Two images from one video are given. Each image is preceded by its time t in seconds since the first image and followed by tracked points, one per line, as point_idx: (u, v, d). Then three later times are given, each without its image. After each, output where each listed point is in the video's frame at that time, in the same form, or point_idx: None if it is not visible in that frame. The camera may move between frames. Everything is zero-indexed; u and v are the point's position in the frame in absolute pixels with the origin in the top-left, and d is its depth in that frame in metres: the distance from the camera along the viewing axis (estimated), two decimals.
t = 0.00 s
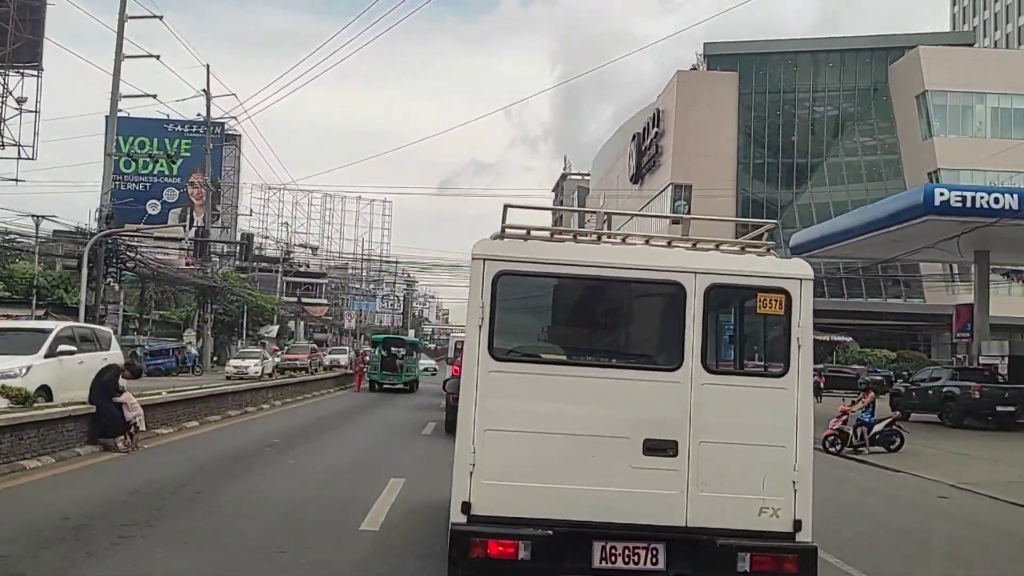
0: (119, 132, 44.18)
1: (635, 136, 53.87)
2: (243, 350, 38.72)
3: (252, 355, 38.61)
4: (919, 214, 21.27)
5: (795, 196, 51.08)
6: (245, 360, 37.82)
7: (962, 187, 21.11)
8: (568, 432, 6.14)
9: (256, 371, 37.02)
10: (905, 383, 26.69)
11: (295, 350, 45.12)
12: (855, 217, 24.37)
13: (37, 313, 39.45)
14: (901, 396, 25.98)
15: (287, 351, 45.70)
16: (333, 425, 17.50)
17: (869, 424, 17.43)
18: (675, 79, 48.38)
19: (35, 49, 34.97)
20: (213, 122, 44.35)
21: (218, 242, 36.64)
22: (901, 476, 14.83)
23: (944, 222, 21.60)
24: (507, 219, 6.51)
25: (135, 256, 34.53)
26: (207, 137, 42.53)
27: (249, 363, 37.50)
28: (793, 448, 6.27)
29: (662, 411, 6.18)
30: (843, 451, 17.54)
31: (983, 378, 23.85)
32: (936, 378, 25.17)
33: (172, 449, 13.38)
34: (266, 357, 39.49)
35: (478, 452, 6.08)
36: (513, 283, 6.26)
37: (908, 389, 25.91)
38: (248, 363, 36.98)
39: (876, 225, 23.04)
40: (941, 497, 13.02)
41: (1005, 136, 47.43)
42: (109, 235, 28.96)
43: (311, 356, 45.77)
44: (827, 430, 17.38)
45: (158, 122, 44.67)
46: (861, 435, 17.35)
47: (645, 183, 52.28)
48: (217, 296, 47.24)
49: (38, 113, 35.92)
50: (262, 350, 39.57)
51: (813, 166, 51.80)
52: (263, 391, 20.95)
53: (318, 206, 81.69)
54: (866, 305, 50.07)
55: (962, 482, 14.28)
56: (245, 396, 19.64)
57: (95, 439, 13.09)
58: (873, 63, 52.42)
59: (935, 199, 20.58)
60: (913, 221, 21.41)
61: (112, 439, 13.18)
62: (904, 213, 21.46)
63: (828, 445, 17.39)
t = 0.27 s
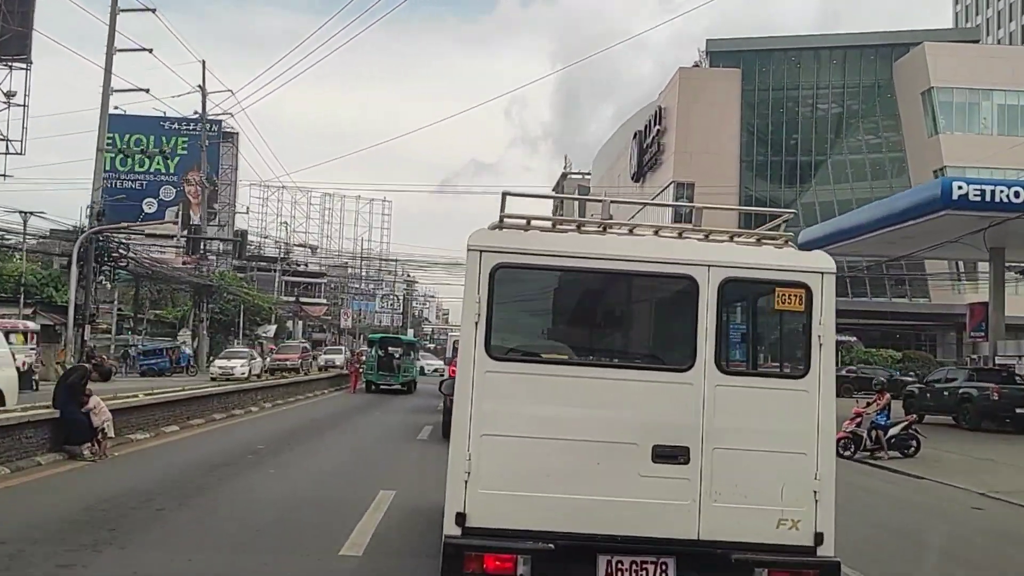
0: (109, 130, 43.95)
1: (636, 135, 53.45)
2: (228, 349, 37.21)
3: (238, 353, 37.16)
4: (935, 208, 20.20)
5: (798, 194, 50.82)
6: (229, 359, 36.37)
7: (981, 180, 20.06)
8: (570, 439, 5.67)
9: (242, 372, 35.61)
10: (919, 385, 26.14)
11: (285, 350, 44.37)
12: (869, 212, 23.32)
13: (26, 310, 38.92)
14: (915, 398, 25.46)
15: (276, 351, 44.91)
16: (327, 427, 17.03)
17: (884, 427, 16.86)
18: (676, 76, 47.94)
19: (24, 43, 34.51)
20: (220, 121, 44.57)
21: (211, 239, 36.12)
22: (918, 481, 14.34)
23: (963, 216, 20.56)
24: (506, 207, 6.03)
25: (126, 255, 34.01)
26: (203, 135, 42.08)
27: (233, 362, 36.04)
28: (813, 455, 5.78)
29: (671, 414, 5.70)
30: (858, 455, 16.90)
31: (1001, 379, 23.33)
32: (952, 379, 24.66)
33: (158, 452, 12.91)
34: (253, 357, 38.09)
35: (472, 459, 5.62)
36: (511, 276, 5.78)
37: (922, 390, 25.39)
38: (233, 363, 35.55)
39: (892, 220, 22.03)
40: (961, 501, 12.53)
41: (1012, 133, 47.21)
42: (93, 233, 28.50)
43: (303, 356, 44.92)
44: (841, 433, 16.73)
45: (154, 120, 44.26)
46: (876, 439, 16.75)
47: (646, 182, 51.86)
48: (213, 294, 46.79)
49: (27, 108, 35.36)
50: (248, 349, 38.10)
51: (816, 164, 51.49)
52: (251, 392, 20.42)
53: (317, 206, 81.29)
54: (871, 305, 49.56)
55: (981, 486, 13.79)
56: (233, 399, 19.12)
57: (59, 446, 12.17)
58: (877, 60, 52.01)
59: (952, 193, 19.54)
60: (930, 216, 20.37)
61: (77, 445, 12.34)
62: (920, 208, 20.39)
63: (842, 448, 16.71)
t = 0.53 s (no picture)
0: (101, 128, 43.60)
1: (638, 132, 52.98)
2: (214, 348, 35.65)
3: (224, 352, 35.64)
4: (952, 201, 19.31)
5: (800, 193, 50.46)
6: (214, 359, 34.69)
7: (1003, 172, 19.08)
8: (576, 445, 5.21)
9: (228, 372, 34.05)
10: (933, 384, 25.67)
11: (275, 350, 43.53)
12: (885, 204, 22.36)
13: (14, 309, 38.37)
14: (929, 397, 25.03)
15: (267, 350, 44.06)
16: (324, 428, 16.60)
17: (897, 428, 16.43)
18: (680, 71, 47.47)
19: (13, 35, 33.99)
20: (219, 118, 44.32)
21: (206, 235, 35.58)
22: (935, 483, 13.87)
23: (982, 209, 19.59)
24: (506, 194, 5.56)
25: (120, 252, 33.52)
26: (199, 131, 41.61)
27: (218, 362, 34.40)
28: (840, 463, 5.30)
29: (686, 418, 5.24)
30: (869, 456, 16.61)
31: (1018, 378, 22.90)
32: (967, 379, 24.22)
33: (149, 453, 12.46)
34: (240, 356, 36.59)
35: (469, 467, 5.16)
36: (511, 267, 5.33)
37: (936, 390, 24.95)
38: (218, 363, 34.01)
39: (907, 214, 21.11)
40: (983, 505, 12.08)
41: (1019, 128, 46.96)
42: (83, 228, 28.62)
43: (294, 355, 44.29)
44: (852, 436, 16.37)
45: (151, 117, 43.84)
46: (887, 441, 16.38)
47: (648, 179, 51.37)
48: (210, 293, 46.30)
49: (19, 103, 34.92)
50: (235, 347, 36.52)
51: (819, 161, 51.13)
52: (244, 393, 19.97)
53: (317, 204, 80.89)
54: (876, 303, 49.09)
55: (1002, 489, 13.34)
56: (226, 399, 18.66)
57: (21, 454, 10.81)
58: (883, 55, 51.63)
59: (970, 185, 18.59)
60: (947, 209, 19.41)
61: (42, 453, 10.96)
62: (937, 200, 19.44)
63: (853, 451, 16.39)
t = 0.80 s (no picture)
0: (96, 125, 42.78)
1: (640, 129, 52.57)
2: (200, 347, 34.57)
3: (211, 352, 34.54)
4: (966, 195, 18.33)
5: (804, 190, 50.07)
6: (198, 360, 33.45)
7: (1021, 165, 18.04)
8: (580, 450, 4.82)
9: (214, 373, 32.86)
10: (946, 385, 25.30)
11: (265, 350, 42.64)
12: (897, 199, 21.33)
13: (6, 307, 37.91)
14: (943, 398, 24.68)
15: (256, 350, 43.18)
16: (319, 430, 16.21)
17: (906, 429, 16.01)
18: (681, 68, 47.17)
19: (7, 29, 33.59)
20: (217, 116, 43.95)
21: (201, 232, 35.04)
22: (950, 486, 13.48)
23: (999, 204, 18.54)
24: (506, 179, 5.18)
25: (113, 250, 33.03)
26: (197, 128, 41.33)
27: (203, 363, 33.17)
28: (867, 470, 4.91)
29: (700, 421, 4.84)
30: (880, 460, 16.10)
31: None
32: (981, 379, 23.85)
33: (138, 455, 12.09)
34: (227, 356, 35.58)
35: (466, 474, 4.79)
36: (511, 258, 4.95)
37: (950, 390, 24.59)
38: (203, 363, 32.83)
39: (920, 209, 20.08)
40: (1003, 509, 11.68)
41: None
42: (77, 225, 28.66)
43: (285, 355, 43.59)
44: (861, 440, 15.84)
45: (148, 115, 43.39)
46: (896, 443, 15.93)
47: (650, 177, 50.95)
48: (207, 291, 45.96)
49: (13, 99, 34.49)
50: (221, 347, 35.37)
51: (823, 159, 50.71)
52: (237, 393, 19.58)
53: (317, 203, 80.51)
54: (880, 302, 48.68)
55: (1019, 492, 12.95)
56: (218, 400, 18.28)
57: None
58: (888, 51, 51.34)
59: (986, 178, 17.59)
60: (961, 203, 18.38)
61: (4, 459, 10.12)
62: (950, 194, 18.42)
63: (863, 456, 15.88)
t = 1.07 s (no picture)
0: (94, 123, 42.07)
1: (641, 127, 52.30)
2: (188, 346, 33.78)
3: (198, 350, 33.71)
4: (979, 191, 17.43)
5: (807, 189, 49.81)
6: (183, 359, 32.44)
7: None
8: (588, 458, 4.50)
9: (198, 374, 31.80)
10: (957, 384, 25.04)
11: (257, 349, 42.03)
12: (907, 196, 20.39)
13: None
14: (953, 399, 24.45)
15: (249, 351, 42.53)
16: (315, 432, 15.90)
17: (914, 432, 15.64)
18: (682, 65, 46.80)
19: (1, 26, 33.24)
20: (217, 114, 43.60)
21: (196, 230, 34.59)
22: (964, 490, 13.16)
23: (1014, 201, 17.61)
24: (507, 169, 4.88)
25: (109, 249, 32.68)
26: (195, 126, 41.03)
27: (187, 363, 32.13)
28: (895, 480, 4.57)
29: (715, 428, 4.52)
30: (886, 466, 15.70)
31: None
32: (992, 379, 23.59)
33: (127, 459, 11.79)
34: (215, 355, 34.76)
35: (465, 484, 4.49)
36: (514, 253, 4.64)
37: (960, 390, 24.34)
38: (188, 364, 31.81)
39: (929, 206, 19.16)
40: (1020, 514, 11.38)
41: None
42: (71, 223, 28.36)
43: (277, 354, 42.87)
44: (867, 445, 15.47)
45: (148, 113, 42.79)
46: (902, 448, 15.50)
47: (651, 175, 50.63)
48: (205, 291, 45.73)
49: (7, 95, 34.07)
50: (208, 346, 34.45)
51: (826, 157, 50.45)
52: (231, 395, 19.27)
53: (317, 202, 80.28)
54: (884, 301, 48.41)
55: None
56: (210, 402, 17.95)
57: None
58: (891, 48, 51.19)
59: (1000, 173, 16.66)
60: (973, 200, 17.46)
61: None
62: (962, 190, 17.49)
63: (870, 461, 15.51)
